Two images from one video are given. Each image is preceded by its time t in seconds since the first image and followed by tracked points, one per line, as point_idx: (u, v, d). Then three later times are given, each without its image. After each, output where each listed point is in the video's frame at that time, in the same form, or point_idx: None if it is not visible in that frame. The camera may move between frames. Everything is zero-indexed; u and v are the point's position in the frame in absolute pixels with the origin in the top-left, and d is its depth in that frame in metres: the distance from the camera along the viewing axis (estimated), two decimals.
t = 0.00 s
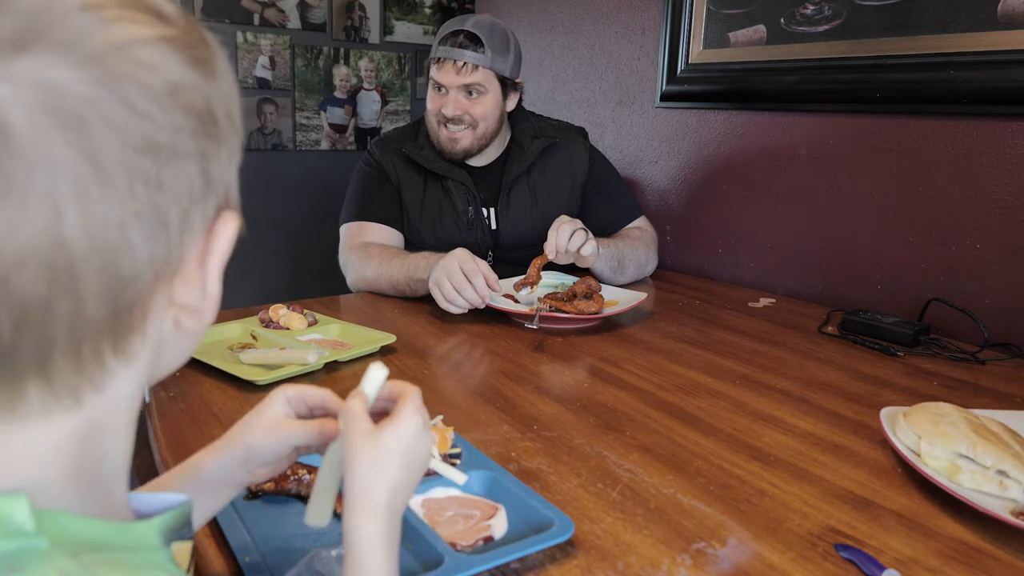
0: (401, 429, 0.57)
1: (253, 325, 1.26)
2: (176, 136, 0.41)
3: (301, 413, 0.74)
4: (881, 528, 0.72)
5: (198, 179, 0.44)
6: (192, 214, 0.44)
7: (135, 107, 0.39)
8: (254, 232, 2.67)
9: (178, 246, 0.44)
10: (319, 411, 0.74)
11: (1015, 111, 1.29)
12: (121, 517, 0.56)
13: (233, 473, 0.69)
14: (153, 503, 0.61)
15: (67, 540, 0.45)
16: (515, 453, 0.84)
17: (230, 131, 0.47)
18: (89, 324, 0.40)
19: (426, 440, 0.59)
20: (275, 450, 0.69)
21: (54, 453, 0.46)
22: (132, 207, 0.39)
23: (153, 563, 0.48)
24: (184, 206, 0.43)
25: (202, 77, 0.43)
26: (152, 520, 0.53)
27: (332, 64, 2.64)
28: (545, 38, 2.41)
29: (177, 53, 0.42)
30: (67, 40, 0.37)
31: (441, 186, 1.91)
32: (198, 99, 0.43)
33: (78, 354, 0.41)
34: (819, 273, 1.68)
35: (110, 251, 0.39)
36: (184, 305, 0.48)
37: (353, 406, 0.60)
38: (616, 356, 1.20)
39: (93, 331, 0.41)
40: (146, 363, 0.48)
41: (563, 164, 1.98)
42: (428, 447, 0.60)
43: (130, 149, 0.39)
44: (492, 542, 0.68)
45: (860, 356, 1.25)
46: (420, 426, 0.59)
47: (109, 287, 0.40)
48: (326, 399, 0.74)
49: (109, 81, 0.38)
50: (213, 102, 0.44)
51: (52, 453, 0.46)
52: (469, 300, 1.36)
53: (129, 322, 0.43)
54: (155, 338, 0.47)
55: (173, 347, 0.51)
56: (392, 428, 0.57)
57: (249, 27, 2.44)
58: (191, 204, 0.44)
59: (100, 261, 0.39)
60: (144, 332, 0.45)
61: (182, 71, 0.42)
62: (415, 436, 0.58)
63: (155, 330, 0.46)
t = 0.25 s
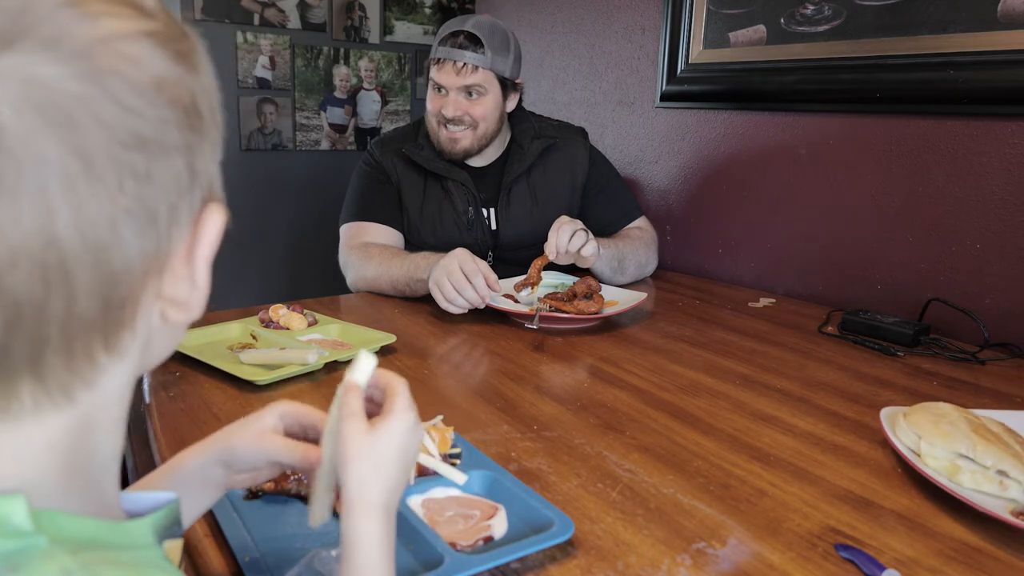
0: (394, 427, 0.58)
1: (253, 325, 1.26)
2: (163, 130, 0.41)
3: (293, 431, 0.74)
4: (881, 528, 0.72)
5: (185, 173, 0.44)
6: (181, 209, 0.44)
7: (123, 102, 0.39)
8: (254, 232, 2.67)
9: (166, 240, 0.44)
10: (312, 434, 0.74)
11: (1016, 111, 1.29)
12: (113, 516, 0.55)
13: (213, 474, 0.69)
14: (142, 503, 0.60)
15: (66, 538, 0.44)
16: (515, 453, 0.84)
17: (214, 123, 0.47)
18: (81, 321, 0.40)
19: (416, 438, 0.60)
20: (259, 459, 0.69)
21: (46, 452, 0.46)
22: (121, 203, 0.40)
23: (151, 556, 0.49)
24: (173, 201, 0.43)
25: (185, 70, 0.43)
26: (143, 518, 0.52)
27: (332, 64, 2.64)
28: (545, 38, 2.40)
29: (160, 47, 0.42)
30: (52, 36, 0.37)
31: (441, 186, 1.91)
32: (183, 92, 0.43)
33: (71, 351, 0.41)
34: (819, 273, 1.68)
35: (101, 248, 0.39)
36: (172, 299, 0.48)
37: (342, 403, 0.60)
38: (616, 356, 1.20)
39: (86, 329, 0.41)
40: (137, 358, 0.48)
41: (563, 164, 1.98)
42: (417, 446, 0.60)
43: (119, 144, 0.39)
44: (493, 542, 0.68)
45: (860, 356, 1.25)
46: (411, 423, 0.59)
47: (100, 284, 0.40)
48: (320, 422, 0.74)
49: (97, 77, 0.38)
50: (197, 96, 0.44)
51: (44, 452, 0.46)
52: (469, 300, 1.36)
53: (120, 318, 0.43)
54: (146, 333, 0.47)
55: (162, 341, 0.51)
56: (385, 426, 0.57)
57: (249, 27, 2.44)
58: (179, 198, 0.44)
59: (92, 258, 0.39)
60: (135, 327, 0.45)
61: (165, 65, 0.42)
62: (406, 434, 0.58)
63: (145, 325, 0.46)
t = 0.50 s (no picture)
0: (346, 424, 0.55)
1: (253, 325, 1.26)
2: (128, 121, 0.41)
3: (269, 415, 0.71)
4: (882, 528, 0.72)
5: (153, 164, 0.43)
6: (152, 200, 0.44)
7: (85, 94, 0.39)
8: (254, 232, 2.68)
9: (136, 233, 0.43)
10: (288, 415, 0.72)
11: (1016, 111, 1.29)
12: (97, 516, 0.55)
13: (196, 475, 0.67)
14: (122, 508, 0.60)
15: (58, 541, 0.44)
16: (515, 453, 0.84)
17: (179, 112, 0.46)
18: (54, 316, 0.40)
19: (373, 429, 0.57)
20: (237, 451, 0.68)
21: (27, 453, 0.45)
22: (89, 198, 0.39)
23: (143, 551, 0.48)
24: (142, 193, 0.43)
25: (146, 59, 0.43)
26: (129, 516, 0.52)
27: (332, 64, 2.64)
28: (545, 38, 2.40)
29: (121, 36, 0.41)
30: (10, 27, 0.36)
31: (441, 186, 1.91)
32: (145, 81, 0.42)
33: (45, 347, 0.41)
34: (819, 273, 1.68)
35: (70, 244, 0.39)
36: (145, 293, 0.46)
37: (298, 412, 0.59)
38: (616, 356, 1.20)
39: (61, 324, 0.41)
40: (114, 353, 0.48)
41: (562, 163, 1.98)
42: (379, 438, 0.58)
43: (84, 137, 0.39)
44: (492, 541, 0.68)
45: (859, 356, 1.25)
46: (364, 416, 0.57)
47: (72, 280, 0.40)
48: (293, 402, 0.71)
49: (59, 69, 0.37)
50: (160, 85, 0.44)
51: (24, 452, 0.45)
52: (469, 300, 1.36)
53: (94, 313, 0.43)
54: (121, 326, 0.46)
55: (138, 333, 0.50)
56: (333, 420, 0.55)
57: (249, 27, 2.44)
58: (149, 190, 0.44)
59: (62, 253, 0.39)
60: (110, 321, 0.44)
61: (126, 54, 0.41)
62: (359, 426, 0.56)
63: (121, 319, 0.46)
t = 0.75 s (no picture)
0: (309, 426, 0.52)
1: (253, 325, 1.26)
2: (90, 116, 0.39)
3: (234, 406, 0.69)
4: (882, 528, 0.72)
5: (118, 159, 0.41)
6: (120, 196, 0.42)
7: (42, 88, 0.36)
8: (253, 232, 2.68)
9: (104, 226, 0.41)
10: (255, 403, 0.70)
11: (1016, 111, 1.29)
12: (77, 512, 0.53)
13: (173, 476, 0.65)
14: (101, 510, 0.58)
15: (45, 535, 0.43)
16: (515, 453, 0.84)
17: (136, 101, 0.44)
18: (25, 320, 0.38)
19: (346, 430, 0.54)
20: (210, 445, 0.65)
21: None
22: (54, 197, 0.37)
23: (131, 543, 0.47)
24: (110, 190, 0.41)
25: (100, 48, 0.40)
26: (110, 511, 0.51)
27: (332, 64, 2.64)
28: (545, 38, 2.40)
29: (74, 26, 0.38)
30: None
31: (440, 187, 1.91)
32: (104, 72, 0.40)
33: (15, 352, 0.39)
34: (819, 273, 1.68)
35: (37, 246, 0.37)
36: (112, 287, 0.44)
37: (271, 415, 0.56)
38: (616, 356, 1.20)
39: (31, 324, 0.39)
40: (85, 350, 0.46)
41: (562, 163, 1.98)
42: (354, 439, 0.55)
43: (45, 134, 0.36)
44: (493, 541, 0.68)
45: (859, 356, 1.25)
46: (330, 417, 0.54)
47: (42, 283, 0.38)
48: (258, 389, 0.69)
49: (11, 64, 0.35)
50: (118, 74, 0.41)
51: None
52: (469, 299, 1.36)
53: (66, 316, 0.41)
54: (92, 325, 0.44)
55: (105, 326, 0.48)
56: (301, 422, 0.53)
57: (249, 27, 2.44)
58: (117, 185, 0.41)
59: (29, 256, 0.37)
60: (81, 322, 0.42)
61: (81, 45, 0.39)
62: (329, 428, 0.53)
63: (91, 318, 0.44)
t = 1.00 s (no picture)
0: (289, 416, 0.54)
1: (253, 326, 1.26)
2: (16, 109, 0.40)
3: (194, 401, 0.72)
4: (882, 528, 0.72)
5: (52, 153, 0.42)
6: (57, 189, 0.43)
7: None
8: (253, 232, 2.68)
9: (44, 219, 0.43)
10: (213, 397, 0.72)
11: (1016, 111, 1.29)
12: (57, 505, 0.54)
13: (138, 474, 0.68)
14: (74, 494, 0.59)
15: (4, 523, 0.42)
16: (515, 452, 0.84)
17: (78, 98, 0.45)
18: None
19: (324, 421, 0.55)
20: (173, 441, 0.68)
21: None
22: None
23: (96, 530, 0.46)
24: (43, 182, 0.42)
25: (36, 46, 0.42)
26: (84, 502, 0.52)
27: (332, 64, 2.64)
28: (545, 38, 2.40)
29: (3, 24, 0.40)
30: None
31: (441, 187, 1.91)
32: (36, 67, 0.41)
33: None
34: (819, 273, 1.68)
35: None
36: (61, 280, 0.45)
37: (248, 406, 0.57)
38: (616, 356, 1.20)
39: None
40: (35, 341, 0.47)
41: (562, 163, 1.98)
42: (331, 430, 0.56)
43: None
44: (493, 541, 0.68)
45: (859, 356, 1.25)
46: (310, 407, 0.55)
47: None
48: (216, 384, 0.72)
49: None
50: (55, 70, 0.42)
51: None
52: (469, 299, 1.36)
53: None
54: (36, 317, 0.46)
55: (62, 319, 0.50)
56: (278, 414, 0.54)
57: (249, 27, 2.44)
58: (52, 178, 0.42)
59: None
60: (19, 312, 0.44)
61: (10, 42, 0.40)
62: (308, 418, 0.54)
63: (32, 309, 0.45)
